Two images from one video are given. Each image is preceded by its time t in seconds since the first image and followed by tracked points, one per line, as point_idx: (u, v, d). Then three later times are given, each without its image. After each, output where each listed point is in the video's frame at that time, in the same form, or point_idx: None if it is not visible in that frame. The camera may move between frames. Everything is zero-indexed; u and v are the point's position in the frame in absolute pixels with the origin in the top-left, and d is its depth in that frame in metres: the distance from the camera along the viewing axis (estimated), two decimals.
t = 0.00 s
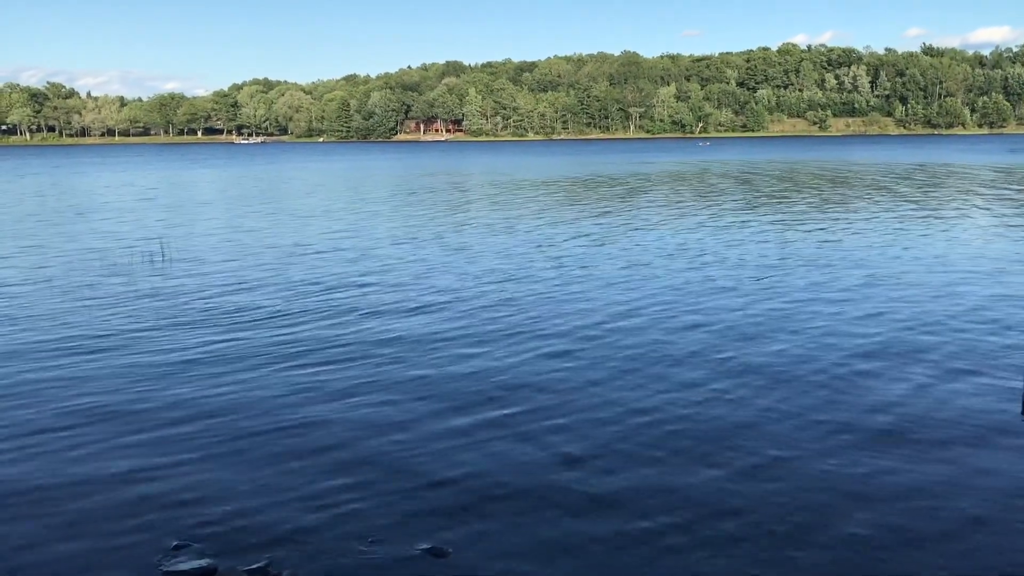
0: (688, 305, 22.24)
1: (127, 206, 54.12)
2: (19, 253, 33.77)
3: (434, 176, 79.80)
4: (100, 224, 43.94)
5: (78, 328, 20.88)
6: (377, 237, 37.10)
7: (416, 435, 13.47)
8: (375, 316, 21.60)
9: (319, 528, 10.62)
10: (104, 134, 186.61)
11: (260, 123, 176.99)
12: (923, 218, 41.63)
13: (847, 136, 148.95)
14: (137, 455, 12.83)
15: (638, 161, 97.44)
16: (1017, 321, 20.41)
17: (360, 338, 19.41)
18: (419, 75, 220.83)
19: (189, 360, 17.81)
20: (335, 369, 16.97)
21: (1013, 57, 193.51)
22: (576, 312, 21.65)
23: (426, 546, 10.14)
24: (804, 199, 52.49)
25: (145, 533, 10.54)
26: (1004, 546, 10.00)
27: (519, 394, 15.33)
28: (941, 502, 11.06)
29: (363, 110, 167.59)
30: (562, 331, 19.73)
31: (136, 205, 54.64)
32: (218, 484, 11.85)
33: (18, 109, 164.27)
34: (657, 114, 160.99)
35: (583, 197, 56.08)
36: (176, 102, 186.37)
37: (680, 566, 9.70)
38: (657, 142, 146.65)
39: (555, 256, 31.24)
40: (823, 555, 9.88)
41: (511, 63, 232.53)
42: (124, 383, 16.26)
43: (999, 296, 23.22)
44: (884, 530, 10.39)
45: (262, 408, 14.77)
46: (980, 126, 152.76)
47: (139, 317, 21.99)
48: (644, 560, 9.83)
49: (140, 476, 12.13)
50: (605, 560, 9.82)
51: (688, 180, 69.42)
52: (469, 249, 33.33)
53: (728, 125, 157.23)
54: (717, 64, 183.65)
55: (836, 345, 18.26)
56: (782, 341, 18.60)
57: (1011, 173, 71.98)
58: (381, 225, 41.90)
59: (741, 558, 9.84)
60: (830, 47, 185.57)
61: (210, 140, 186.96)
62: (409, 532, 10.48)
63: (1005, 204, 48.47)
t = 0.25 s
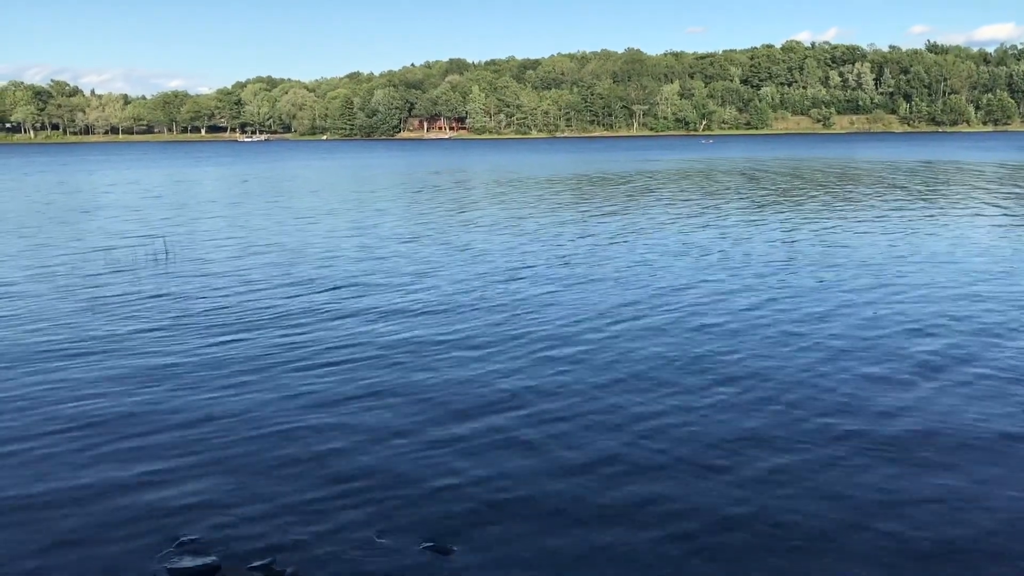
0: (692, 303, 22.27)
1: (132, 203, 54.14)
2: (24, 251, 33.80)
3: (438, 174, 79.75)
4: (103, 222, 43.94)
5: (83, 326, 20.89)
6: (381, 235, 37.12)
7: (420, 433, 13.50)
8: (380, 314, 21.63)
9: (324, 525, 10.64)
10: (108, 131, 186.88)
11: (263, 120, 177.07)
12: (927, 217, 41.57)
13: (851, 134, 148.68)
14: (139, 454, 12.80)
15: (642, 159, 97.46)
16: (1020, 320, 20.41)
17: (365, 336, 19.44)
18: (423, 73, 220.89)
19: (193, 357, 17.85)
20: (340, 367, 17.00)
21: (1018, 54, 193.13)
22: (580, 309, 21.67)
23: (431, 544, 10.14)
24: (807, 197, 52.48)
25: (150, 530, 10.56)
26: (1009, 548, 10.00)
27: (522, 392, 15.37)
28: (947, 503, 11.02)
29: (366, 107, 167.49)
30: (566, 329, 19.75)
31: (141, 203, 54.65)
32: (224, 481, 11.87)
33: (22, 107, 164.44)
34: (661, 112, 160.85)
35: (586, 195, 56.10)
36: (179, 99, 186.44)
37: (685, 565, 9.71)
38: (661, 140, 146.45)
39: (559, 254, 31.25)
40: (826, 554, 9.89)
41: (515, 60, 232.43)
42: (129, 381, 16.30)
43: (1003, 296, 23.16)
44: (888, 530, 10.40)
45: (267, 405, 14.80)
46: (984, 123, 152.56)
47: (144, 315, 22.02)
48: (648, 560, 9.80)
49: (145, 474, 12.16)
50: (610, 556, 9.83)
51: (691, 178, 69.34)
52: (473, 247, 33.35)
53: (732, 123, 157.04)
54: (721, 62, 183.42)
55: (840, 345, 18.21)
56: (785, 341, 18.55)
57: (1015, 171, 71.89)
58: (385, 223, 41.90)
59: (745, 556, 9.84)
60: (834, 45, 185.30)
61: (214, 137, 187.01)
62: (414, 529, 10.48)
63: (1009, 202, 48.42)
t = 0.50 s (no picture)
0: (695, 300, 22.25)
1: (135, 202, 54.18)
2: (28, 249, 33.85)
3: (441, 171, 79.76)
4: (108, 220, 44.04)
5: (87, 324, 20.92)
6: (384, 233, 37.13)
7: (423, 430, 13.49)
8: (383, 312, 21.63)
9: (327, 521, 10.63)
10: (112, 129, 187.03)
11: (267, 118, 177.09)
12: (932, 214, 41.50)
13: (855, 131, 148.40)
14: (142, 451, 12.81)
15: (646, 157, 97.42)
16: None
17: (368, 334, 19.43)
18: (426, 70, 220.85)
19: (198, 356, 17.85)
20: (343, 365, 17.00)
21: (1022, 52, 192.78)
22: (583, 307, 21.66)
23: (435, 541, 10.13)
24: (811, 194, 52.38)
25: (153, 527, 10.55)
26: (1014, 541, 9.98)
27: (526, 388, 15.35)
28: (953, 500, 10.95)
29: (370, 105, 167.44)
30: (569, 326, 19.73)
31: (145, 201, 54.69)
32: (227, 478, 11.86)
33: (26, 105, 164.58)
34: (665, 109, 160.70)
35: (590, 193, 56.08)
36: (183, 97, 186.56)
37: (688, 561, 9.69)
38: (665, 137, 146.25)
39: (562, 252, 31.24)
40: (831, 549, 9.87)
41: (518, 58, 232.35)
42: (134, 379, 16.30)
43: (1009, 292, 23.04)
44: (892, 525, 10.37)
45: (270, 403, 14.79)
46: (990, 120, 152.08)
47: (147, 314, 22.04)
48: (652, 556, 9.77)
49: (148, 471, 12.15)
50: (613, 553, 9.81)
51: (695, 175, 69.22)
52: (477, 245, 33.34)
53: (736, 120, 156.85)
54: (725, 60, 183.19)
55: (844, 341, 18.14)
56: (789, 337, 18.49)
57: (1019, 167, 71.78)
58: (389, 221, 41.91)
59: (750, 552, 9.82)
60: (838, 42, 185.08)
61: (218, 135, 187.11)
62: (416, 527, 10.46)
63: (1014, 198, 48.30)
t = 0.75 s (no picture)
0: (696, 300, 22.30)
1: (137, 199, 54.20)
2: (31, 246, 33.90)
3: (444, 170, 79.73)
4: (110, 218, 44.15)
5: (90, 321, 20.98)
6: (387, 231, 37.15)
7: (425, 429, 13.56)
8: (385, 310, 21.69)
9: (329, 519, 10.69)
10: (115, 127, 187.05)
11: (269, 116, 177.08)
12: (934, 213, 41.46)
13: (858, 130, 148.24)
14: (145, 448, 12.90)
15: (648, 155, 97.29)
16: None
17: (370, 332, 19.48)
18: (429, 68, 220.74)
19: (201, 353, 17.92)
20: (345, 363, 17.07)
21: None
22: (585, 306, 21.70)
23: (436, 538, 10.22)
24: (814, 193, 52.30)
25: (156, 523, 10.61)
26: (1012, 544, 10.03)
27: (527, 389, 15.42)
28: (953, 502, 11.01)
29: (372, 103, 167.40)
30: (571, 325, 19.78)
31: (147, 199, 54.71)
32: (229, 476, 11.92)
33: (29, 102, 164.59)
34: (667, 108, 160.56)
35: (592, 191, 56.08)
36: (185, 95, 186.53)
37: (688, 560, 9.75)
38: (667, 135, 146.10)
39: (564, 251, 31.27)
40: (830, 550, 9.93)
41: (520, 56, 232.16)
42: (137, 377, 16.36)
43: (1012, 294, 23.02)
44: (892, 526, 10.42)
45: (273, 402, 14.86)
46: (993, 119, 151.94)
47: (150, 311, 22.09)
48: (652, 555, 9.85)
49: (152, 467, 12.22)
50: (613, 553, 9.87)
51: (697, 173, 69.19)
52: (479, 243, 33.37)
53: (738, 119, 156.71)
54: (728, 58, 183.01)
55: (846, 343, 18.17)
56: (790, 338, 18.53)
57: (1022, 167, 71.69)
58: (391, 219, 41.91)
59: (749, 552, 9.88)
60: (840, 41, 184.90)
61: (220, 133, 187.17)
62: (418, 525, 10.52)
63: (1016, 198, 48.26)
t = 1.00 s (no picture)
0: (697, 298, 22.28)
1: (139, 198, 54.26)
2: (33, 246, 33.96)
3: (445, 168, 79.79)
4: (112, 217, 44.24)
5: (92, 321, 21.01)
6: (388, 230, 37.17)
7: (426, 427, 13.54)
8: (386, 309, 21.70)
9: (329, 518, 10.69)
10: (116, 126, 187.23)
11: (271, 115, 177.15)
12: (936, 211, 41.35)
13: (859, 128, 148.13)
14: (146, 448, 12.88)
15: (649, 154, 97.25)
16: None
17: (371, 331, 19.49)
18: (430, 67, 220.75)
19: (202, 352, 17.94)
20: (346, 362, 17.07)
21: None
22: (586, 304, 21.70)
23: (437, 537, 10.19)
24: (816, 192, 52.21)
25: (157, 523, 10.62)
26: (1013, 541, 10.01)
27: (528, 385, 15.41)
28: (958, 501, 10.95)
29: (373, 101, 167.43)
30: (572, 323, 19.78)
31: (148, 198, 54.79)
32: (230, 475, 11.92)
33: (30, 102, 164.69)
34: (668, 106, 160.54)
35: (593, 190, 56.06)
36: (187, 94, 186.65)
37: (689, 558, 9.73)
38: (667, 134, 146.06)
39: (565, 249, 31.25)
40: (831, 547, 9.91)
41: (522, 55, 232.16)
42: (139, 375, 16.39)
43: (1017, 291, 22.93)
44: (893, 524, 10.40)
45: (274, 400, 14.86)
46: (994, 118, 152.02)
47: (152, 311, 22.12)
48: (654, 554, 9.81)
49: (153, 467, 12.24)
50: (614, 550, 9.86)
51: (698, 172, 69.21)
52: (480, 242, 33.36)
53: (739, 118, 156.64)
54: (729, 57, 182.92)
55: (850, 340, 18.10)
56: (794, 336, 18.45)
57: None
58: (392, 218, 41.91)
59: (750, 550, 9.87)
60: (842, 39, 184.75)
61: (221, 132, 187.29)
62: (418, 523, 10.52)
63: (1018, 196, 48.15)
